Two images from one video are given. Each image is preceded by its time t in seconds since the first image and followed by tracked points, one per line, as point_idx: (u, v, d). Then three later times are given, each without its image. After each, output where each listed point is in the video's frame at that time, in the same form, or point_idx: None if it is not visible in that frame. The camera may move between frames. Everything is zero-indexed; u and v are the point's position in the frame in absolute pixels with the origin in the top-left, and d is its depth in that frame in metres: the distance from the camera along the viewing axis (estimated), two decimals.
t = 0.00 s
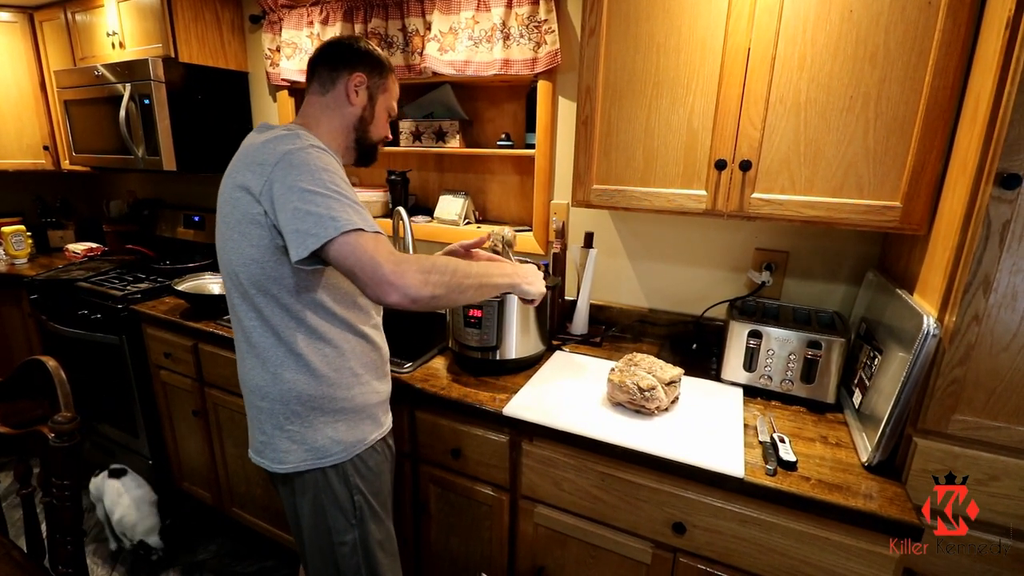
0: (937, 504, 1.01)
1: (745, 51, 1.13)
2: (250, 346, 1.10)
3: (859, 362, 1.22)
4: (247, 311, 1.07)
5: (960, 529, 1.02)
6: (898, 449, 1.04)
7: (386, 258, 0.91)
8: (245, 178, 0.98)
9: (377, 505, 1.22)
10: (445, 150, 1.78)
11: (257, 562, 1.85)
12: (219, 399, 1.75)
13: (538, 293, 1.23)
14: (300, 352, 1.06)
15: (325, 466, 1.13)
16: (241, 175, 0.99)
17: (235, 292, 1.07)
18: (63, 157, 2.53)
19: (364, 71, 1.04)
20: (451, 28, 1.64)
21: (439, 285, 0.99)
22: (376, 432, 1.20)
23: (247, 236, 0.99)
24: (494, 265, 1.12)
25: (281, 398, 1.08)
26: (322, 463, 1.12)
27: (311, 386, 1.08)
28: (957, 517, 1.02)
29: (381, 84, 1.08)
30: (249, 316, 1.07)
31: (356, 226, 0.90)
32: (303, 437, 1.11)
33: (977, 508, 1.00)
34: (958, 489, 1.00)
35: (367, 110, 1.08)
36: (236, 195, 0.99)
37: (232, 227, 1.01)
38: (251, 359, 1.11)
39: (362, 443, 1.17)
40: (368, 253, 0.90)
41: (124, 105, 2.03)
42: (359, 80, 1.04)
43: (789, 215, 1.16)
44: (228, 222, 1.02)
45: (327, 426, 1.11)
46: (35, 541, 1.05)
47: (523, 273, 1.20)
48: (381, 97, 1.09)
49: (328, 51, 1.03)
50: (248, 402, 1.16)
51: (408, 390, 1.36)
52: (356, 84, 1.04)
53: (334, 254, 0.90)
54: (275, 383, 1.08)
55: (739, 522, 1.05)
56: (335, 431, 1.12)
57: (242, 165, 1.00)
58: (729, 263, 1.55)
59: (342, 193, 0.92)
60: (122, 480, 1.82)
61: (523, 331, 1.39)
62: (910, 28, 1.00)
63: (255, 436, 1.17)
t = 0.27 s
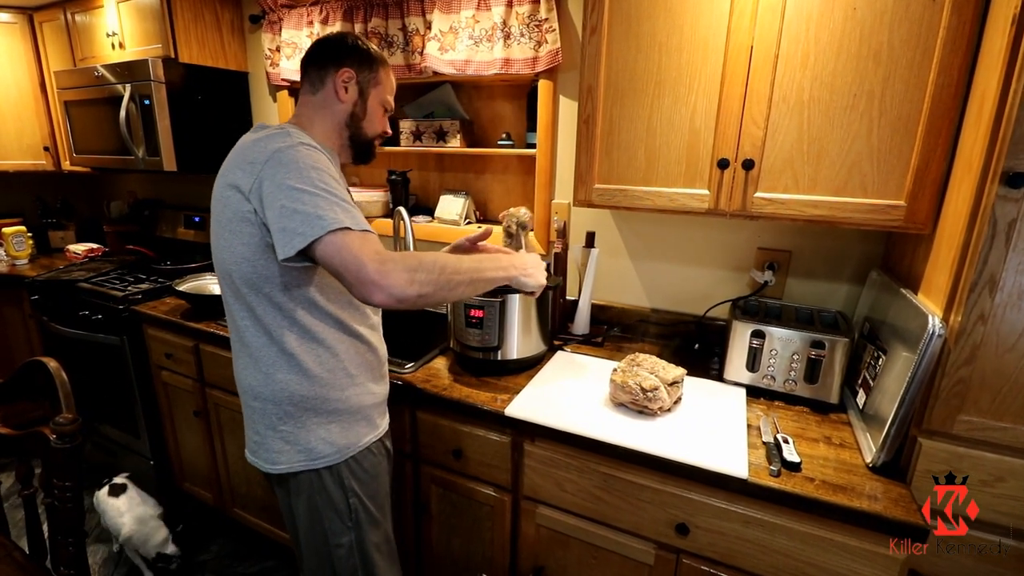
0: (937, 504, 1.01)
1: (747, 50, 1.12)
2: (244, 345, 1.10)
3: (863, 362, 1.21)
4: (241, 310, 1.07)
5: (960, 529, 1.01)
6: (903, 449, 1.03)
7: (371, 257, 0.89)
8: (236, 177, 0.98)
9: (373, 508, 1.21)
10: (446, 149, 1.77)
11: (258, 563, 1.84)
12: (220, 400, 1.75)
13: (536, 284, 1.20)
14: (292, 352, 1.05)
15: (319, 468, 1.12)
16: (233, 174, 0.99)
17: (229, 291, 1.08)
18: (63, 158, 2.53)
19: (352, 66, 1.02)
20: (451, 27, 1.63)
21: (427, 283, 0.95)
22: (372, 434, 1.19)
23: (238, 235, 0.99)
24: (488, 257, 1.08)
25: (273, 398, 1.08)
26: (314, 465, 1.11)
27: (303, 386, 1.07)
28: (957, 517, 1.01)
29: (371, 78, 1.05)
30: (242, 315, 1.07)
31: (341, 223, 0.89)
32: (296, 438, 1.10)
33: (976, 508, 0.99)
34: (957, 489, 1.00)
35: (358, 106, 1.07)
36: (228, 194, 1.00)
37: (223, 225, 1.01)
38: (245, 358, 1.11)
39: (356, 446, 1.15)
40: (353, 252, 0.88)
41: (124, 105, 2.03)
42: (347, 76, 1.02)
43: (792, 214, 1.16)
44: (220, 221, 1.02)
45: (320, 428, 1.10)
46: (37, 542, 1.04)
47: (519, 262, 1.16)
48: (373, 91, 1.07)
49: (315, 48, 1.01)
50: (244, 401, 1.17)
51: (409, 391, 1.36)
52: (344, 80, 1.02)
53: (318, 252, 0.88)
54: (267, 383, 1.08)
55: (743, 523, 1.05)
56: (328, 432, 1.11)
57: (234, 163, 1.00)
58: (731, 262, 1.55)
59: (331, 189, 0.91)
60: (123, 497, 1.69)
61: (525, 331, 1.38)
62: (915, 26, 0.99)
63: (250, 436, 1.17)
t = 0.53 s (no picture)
0: (937, 504, 1.00)
1: (750, 49, 1.12)
2: (234, 342, 1.11)
3: (865, 363, 1.21)
4: (231, 307, 1.08)
5: (959, 529, 1.01)
6: (905, 450, 1.03)
7: (349, 256, 0.85)
8: (226, 173, 0.98)
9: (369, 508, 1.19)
10: (447, 148, 1.77)
11: (258, 562, 1.84)
12: (220, 399, 1.75)
13: (536, 285, 1.13)
14: (278, 351, 1.05)
15: (308, 468, 1.12)
16: (225, 170, 1.00)
17: (220, 287, 1.09)
18: (63, 156, 2.52)
19: (351, 63, 1.01)
20: (453, 26, 1.62)
21: (408, 283, 0.89)
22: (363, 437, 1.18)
23: (227, 232, 1.00)
24: (483, 256, 1.02)
25: (260, 396, 1.09)
26: (301, 465, 1.11)
27: (289, 385, 1.07)
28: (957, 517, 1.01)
29: (372, 75, 1.03)
30: (232, 312, 1.08)
31: (320, 220, 0.85)
32: (282, 437, 1.11)
33: (977, 508, 0.99)
34: (957, 489, 0.99)
35: (358, 104, 1.05)
36: (218, 190, 1.00)
37: (214, 221, 1.02)
38: (236, 355, 1.12)
39: (345, 449, 1.14)
40: (329, 250, 0.85)
41: (125, 103, 2.02)
42: (345, 73, 1.01)
43: (794, 215, 1.15)
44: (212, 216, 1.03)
45: (307, 428, 1.10)
46: (36, 542, 1.04)
47: (518, 261, 1.09)
48: (373, 88, 1.05)
49: (318, 45, 1.01)
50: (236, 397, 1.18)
51: (410, 391, 1.35)
52: (342, 77, 1.01)
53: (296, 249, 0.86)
54: (255, 381, 1.08)
55: (744, 523, 1.04)
56: (315, 433, 1.11)
57: (226, 160, 1.00)
58: (732, 263, 1.54)
59: (315, 186, 0.89)
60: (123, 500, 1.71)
61: (526, 331, 1.38)
62: (918, 26, 0.99)
63: (242, 432, 1.19)
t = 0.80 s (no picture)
0: (937, 504, 1.00)
1: (750, 47, 1.12)
2: (241, 351, 1.10)
3: (865, 361, 1.21)
4: (239, 316, 1.07)
5: (960, 529, 1.00)
6: (905, 449, 1.03)
7: (337, 280, 0.82)
8: (231, 179, 0.96)
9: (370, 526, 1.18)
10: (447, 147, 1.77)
11: (258, 562, 1.84)
12: (220, 399, 1.74)
13: (538, 327, 0.97)
14: (284, 360, 1.03)
15: (315, 481, 1.10)
16: (229, 175, 0.98)
17: (226, 295, 1.08)
18: (61, 155, 2.52)
19: (372, 64, 0.98)
20: (452, 25, 1.62)
21: (393, 318, 0.86)
22: (371, 448, 1.16)
23: (233, 240, 0.98)
24: (479, 293, 0.93)
25: (266, 407, 1.07)
26: (308, 478, 1.09)
27: (296, 396, 1.05)
28: (957, 517, 1.00)
29: (392, 77, 1.01)
30: (239, 321, 1.06)
31: (312, 239, 0.83)
32: (289, 449, 1.09)
33: (976, 508, 0.99)
34: (958, 489, 0.99)
35: (375, 107, 1.03)
36: (224, 196, 0.98)
37: (220, 229, 1.01)
38: (243, 364, 1.11)
39: (354, 461, 1.12)
40: (317, 271, 0.83)
41: (123, 103, 2.02)
42: (365, 75, 0.98)
43: (795, 213, 1.15)
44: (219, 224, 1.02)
45: (314, 440, 1.08)
46: (35, 543, 1.04)
47: (521, 299, 0.96)
48: (393, 91, 1.02)
49: (340, 44, 1.00)
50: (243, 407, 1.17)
51: (410, 390, 1.35)
52: (361, 79, 0.98)
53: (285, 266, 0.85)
54: (260, 391, 1.07)
55: (745, 522, 1.04)
56: (322, 445, 1.09)
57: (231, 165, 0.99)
58: (732, 262, 1.54)
59: (314, 197, 0.85)
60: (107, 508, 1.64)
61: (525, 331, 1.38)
62: (918, 24, 0.99)
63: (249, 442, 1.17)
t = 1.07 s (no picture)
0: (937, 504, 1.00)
1: (749, 44, 1.11)
2: (250, 363, 1.05)
3: (866, 358, 1.21)
4: (251, 327, 1.02)
5: (959, 528, 1.00)
6: (906, 446, 1.03)
7: (380, 288, 0.76)
8: (250, 180, 0.90)
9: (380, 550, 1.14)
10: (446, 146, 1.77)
11: (259, 562, 1.84)
12: (220, 400, 1.74)
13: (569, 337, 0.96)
14: (298, 377, 0.98)
15: (325, 503, 1.06)
16: (247, 174, 0.92)
17: (237, 303, 1.03)
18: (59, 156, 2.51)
19: (404, 67, 0.91)
20: (450, 23, 1.62)
21: (439, 327, 0.80)
22: (385, 470, 1.11)
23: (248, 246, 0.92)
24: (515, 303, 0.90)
25: (276, 425, 1.02)
26: (317, 500, 1.05)
27: (309, 415, 1.00)
28: (956, 517, 1.01)
29: (424, 83, 0.93)
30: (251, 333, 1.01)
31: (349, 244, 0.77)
32: (299, 469, 1.04)
33: (976, 508, 0.99)
34: (958, 489, 0.99)
35: (404, 113, 0.95)
36: (241, 198, 0.92)
37: (236, 233, 0.95)
38: (253, 377, 1.05)
39: (366, 484, 1.08)
40: (355, 279, 0.76)
41: (121, 103, 2.01)
42: (395, 78, 0.91)
43: (795, 211, 1.15)
44: (234, 227, 0.96)
45: (326, 461, 1.04)
46: (36, 544, 1.04)
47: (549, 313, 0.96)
48: (424, 98, 0.94)
49: (372, 41, 0.92)
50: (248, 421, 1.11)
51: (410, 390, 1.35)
52: (391, 83, 0.91)
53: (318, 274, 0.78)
54: (270, 408, 1.02)
55: (746, 520, 1.04)
56: (334, 467, 1.04)
57: (250, 164, 0.92)
58: (732, 259, 1.54)
59: (346, 202, 0.79)
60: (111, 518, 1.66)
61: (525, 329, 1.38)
62: (917, 20, 0.98)
63: (253, 458, 1.12)
